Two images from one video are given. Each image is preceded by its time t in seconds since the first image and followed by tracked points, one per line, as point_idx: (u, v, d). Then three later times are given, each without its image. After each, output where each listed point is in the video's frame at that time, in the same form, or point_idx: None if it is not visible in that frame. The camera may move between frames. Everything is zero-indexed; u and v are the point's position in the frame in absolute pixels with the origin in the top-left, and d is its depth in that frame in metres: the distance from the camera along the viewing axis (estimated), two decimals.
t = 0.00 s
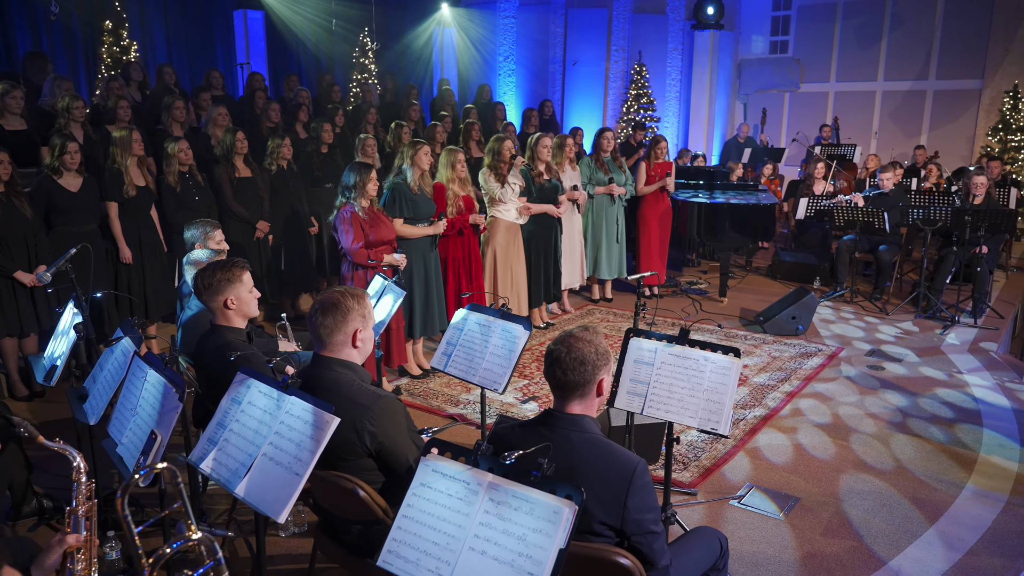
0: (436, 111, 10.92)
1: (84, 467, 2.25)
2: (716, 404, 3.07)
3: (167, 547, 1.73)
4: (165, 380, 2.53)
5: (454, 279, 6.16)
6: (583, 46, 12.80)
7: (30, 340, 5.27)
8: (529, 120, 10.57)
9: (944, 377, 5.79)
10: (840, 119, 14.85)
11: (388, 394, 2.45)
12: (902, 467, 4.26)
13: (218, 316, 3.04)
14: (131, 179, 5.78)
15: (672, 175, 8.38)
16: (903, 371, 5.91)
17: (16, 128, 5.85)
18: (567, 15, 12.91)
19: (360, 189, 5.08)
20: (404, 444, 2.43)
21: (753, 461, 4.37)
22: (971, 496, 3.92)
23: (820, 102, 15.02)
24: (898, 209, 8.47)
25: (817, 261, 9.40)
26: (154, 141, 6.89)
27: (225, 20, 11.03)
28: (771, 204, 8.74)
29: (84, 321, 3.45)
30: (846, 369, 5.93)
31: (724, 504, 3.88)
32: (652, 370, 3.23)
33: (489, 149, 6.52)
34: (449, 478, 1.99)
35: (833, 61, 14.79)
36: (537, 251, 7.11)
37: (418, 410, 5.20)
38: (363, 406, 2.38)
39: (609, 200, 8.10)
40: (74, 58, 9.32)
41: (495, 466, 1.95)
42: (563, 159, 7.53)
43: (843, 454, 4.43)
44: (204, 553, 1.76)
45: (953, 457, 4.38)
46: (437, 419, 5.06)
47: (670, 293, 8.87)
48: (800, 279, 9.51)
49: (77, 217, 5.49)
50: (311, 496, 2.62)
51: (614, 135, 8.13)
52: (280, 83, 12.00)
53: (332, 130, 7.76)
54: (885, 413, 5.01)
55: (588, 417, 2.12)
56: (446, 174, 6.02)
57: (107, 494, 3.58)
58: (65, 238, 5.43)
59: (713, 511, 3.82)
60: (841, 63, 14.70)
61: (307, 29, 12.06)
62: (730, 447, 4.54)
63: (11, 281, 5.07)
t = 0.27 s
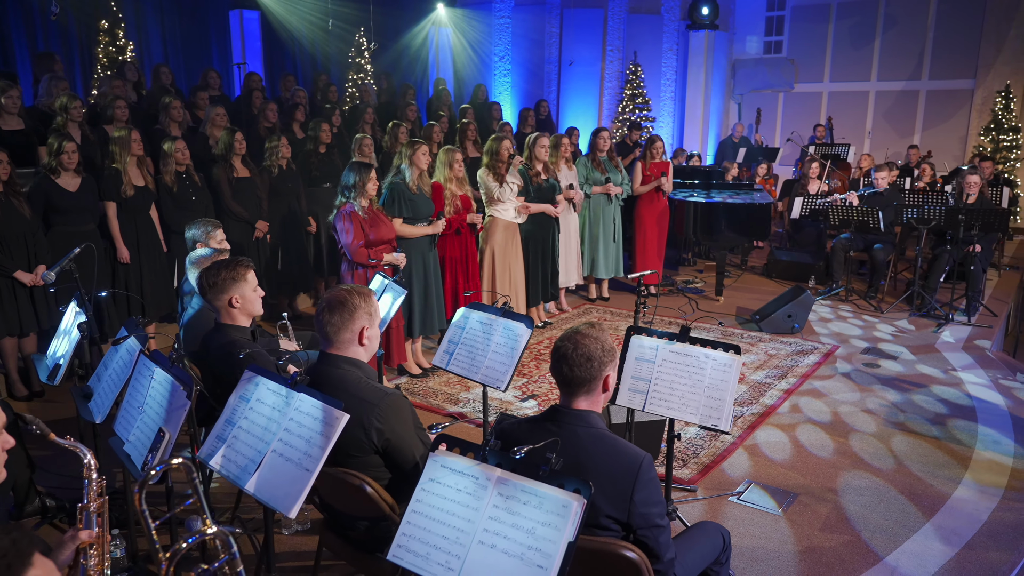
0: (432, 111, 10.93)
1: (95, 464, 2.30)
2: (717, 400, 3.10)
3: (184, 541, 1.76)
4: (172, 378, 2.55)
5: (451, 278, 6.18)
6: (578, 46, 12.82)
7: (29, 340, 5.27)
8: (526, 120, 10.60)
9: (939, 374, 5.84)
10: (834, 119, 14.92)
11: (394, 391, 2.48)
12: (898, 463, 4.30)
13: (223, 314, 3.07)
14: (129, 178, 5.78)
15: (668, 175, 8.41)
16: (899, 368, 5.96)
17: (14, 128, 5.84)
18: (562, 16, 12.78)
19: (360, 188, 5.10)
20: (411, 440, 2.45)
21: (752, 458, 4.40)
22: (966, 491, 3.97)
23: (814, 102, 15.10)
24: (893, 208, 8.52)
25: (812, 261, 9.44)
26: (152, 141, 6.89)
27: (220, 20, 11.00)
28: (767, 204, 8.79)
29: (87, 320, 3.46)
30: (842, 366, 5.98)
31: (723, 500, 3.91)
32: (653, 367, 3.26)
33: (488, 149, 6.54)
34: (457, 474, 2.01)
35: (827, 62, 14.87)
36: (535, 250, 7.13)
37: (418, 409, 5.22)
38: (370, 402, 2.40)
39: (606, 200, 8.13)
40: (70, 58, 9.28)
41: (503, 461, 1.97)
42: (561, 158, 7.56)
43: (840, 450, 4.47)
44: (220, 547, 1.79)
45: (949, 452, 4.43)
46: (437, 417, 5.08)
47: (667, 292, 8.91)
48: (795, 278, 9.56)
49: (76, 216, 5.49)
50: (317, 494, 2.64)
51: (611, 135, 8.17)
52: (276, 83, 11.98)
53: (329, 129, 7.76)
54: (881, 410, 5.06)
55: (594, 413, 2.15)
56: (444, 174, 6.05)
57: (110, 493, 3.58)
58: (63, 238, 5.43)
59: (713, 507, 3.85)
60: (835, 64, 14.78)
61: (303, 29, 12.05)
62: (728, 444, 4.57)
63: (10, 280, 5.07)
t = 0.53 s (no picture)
0: (429, 111, 10.94)
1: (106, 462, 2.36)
2: (718, 397, 3.13)
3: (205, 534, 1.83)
4: (179, 376, 2.56)
5: (449, 277, 6.21)
6: (575, 46, 12.84)
7: (29, 340, 5.27)
8: (523, 120, 10.64)
9: (935, 372, 5.89)
10: (829, 119, 14.99)
11: (401, 389, 2.51)
12: (896, 459, 4.35)
13: (229, 313, 3.09)
14: (129, 178, 5.79)
15: (665, 175, 8.41)
16: (895, 366, 6.01)
17: (13, 128, 5.84)
18: (559, 16, 12.85)
19: (361, 188, 5.13)
20: (418, 437, 2.47)
21: (751, 455, 4.44)
22: (963, 486, 4.02)
23: (809, 102, 15.17)
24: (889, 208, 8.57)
25: (808, 260, 9.49)
26: (151, 141, 6.89)
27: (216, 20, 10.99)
28: (763, 203, 8.83)
29: (91, 319, 3.47)
30: (839, 364, 6.03)
31: (723, 497, 3.95)
32: (655, 365, 3.29)
33: (487, 149, 6.57)
34: (466, 469, 2.04)
35: (822, 62, 14.94)
36: (533, 250, 7.15)
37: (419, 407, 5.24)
38: (377, 400, 2.43)
39: (604, 199, 8.15)
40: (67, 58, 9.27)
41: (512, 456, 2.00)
42: (559, 158, 7.59)
43: (838, 447, 4.52)
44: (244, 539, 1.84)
45: (945, 449, 4.48)
46: (438, 416, 5.10)
47: (664, 291, 8.95)
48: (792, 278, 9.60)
49: (76, 216, 5.49)
50: (324, 491, 2.65)
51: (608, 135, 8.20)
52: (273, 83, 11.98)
53: (328, 129, 7.77)
54: (878, 407, 5.11)
55: (601, 409, 2.19)
56: (442, 173, 6.07)
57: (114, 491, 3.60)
58: (63, 238, 5.43)
59: (713, 503, 3.89)
60: (830, 64, 14.85)
61: (300, 29, 12.05)
62: (727, 442, 4.61)
63: (11, 280, 5.08)
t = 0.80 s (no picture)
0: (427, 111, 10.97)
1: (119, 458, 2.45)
2: (720, 394, 3.17)
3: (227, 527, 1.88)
4: (188, 374, 2.58)
5: (447, 275, 6.22)
6: (571, 46, 12.87)
7: (30, 339, 5.28)
8: (521, 120, 10.68)
9: (931, 370, 5.94)
10: (825, 118, 15.07)
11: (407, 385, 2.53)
12: (894, 456, 4.39)
13: (234, 311, 3.11)
14: (129, 178, 5.81)
15: (663, 175, 8.48)
16: (893, 364, 6.05)
17: (12, 128, 5.85)
18: (555, 16, 12.88)
19: (362, 188, 5.16)
20: (424, 432, 2.49)
21: (751, 452, 4.48)
22: (961, 482, 4.07)
23: (805, 102, 15.25)
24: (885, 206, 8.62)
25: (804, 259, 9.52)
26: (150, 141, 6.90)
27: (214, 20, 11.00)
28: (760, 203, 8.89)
29: (96, 319, 3.48)
30: (837, 361, 6.07)
31: (723, 493, 3.98)
32: (657, 362, 3.32)
33: (486, 149, 6.60)
34: (475, 465, 2.07)
35: (817, 62, 15.02)
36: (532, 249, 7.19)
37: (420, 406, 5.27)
38: (384, 396, 2.46)
39: (602, 199, 8.18)
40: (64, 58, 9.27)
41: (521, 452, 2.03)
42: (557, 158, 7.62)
43: (837, 444, 4.56)
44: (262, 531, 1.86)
45: (943, 445, 4.52)
46: (439, 414, 5.12)
47: (662, 290, 8.98)
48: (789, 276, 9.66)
49: (76, 216, 5.50)
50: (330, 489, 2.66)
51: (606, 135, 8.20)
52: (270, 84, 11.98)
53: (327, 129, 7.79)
54: (876, 404, 5.15)
55: (607, 404, 2.23)
56: (440, 172, 6.06)
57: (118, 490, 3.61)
58: (63, 237, 5.44)
59: (714, 499, 3.92)
60: (825, 64, 14.93)
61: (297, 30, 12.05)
62: (727, 439, 4.64)
63: (11, 280, 5.08)
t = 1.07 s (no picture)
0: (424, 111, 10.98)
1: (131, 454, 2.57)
2: (721, 390, 3.21)
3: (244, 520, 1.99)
4: (195, 371, 2.60)
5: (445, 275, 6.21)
6: (569, 46, 12.87)
7: (30, 339, 5.29)
8: (518, 120, 10.70)
9: (927, 368, 6.00)
10: (820, 118, 15.15)
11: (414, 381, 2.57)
12: (892, 452, 4.44)
13: (239, 309, 3.14)
14: (129, 178, 5.83)
15: (660, 174, 8.43)
16: (890, 361, 6.11)
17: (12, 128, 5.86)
18: (552, 17, 12.83)
19: (363, 187, 5.18)
20: (431, 428, 2.51)
21: (750, 448, 4.52)
22: (959, 478, 4.12)
23: (800, 102, 15.32)
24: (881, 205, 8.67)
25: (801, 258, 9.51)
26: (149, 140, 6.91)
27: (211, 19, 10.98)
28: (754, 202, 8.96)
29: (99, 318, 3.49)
30: (834, 359, 6.13)
31: (724, 489, 4.02)
32: (659, 359, 3.35)
33: (486, 148, 6.64)
34: (483, 460, 2.09)
35: (812, 62, 15.07)
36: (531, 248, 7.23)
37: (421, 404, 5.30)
38: (390, 391, 2.49)
39: (601, 198, 8.20)
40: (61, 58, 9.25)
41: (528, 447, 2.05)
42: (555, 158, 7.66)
43: (835, 441, 4.61)
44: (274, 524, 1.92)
45: (940, 442, 4.57)
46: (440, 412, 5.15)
47: (660, 289, 9.03)
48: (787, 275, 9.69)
49: (77, 216, 5.52)
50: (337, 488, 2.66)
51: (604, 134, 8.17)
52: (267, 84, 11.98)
53: (326, 129, 7.81)
54: (873, 402, 5.20)
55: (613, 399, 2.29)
56: (439, 172, 6.08)
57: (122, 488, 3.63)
58: (64, 237, 5.45)
59: (714, 496, 3.96)
60: (821, 64, 14.98)
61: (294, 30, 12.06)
62: (726, 436, 4.68)
63: (12, 279, 5.09)
